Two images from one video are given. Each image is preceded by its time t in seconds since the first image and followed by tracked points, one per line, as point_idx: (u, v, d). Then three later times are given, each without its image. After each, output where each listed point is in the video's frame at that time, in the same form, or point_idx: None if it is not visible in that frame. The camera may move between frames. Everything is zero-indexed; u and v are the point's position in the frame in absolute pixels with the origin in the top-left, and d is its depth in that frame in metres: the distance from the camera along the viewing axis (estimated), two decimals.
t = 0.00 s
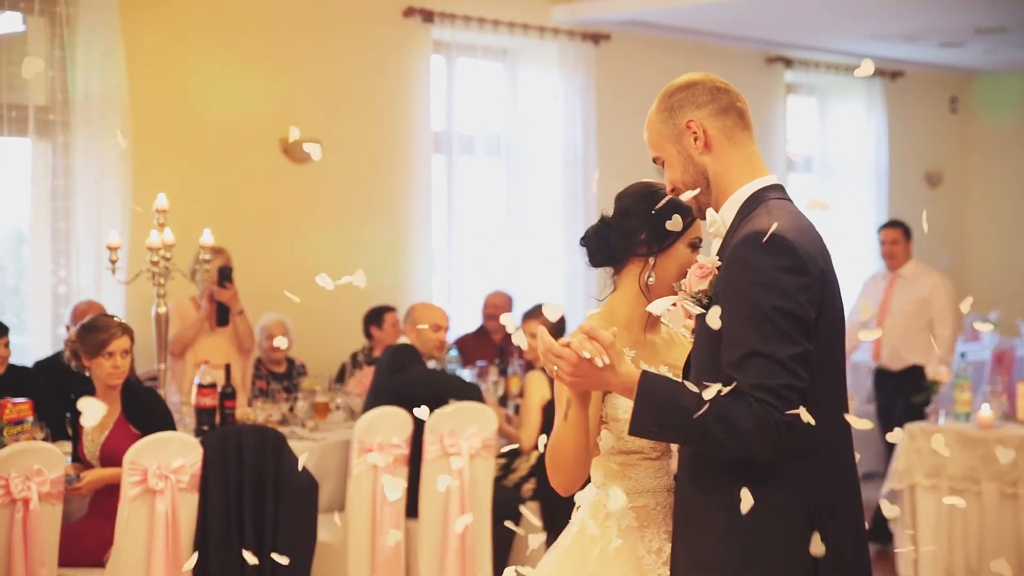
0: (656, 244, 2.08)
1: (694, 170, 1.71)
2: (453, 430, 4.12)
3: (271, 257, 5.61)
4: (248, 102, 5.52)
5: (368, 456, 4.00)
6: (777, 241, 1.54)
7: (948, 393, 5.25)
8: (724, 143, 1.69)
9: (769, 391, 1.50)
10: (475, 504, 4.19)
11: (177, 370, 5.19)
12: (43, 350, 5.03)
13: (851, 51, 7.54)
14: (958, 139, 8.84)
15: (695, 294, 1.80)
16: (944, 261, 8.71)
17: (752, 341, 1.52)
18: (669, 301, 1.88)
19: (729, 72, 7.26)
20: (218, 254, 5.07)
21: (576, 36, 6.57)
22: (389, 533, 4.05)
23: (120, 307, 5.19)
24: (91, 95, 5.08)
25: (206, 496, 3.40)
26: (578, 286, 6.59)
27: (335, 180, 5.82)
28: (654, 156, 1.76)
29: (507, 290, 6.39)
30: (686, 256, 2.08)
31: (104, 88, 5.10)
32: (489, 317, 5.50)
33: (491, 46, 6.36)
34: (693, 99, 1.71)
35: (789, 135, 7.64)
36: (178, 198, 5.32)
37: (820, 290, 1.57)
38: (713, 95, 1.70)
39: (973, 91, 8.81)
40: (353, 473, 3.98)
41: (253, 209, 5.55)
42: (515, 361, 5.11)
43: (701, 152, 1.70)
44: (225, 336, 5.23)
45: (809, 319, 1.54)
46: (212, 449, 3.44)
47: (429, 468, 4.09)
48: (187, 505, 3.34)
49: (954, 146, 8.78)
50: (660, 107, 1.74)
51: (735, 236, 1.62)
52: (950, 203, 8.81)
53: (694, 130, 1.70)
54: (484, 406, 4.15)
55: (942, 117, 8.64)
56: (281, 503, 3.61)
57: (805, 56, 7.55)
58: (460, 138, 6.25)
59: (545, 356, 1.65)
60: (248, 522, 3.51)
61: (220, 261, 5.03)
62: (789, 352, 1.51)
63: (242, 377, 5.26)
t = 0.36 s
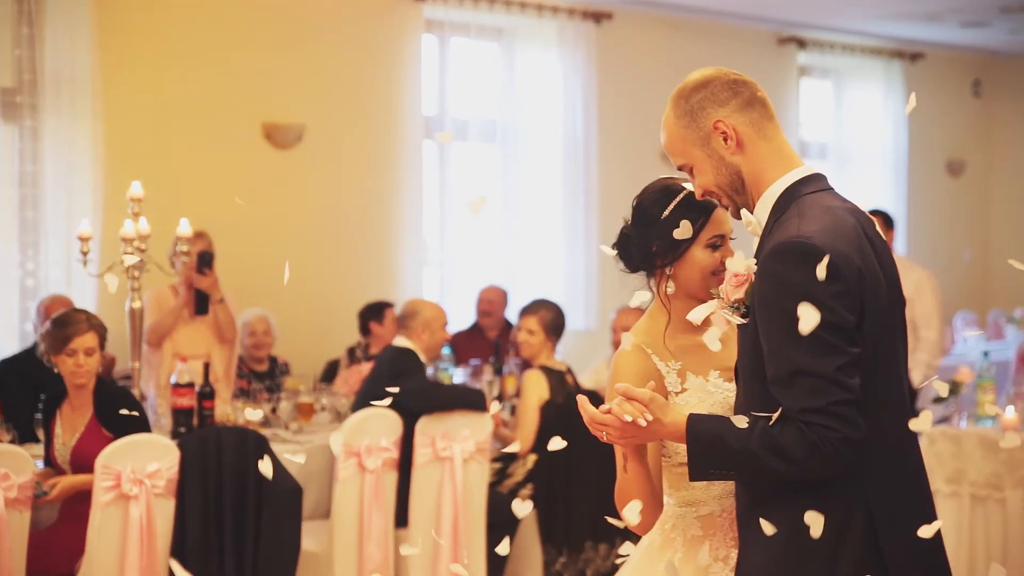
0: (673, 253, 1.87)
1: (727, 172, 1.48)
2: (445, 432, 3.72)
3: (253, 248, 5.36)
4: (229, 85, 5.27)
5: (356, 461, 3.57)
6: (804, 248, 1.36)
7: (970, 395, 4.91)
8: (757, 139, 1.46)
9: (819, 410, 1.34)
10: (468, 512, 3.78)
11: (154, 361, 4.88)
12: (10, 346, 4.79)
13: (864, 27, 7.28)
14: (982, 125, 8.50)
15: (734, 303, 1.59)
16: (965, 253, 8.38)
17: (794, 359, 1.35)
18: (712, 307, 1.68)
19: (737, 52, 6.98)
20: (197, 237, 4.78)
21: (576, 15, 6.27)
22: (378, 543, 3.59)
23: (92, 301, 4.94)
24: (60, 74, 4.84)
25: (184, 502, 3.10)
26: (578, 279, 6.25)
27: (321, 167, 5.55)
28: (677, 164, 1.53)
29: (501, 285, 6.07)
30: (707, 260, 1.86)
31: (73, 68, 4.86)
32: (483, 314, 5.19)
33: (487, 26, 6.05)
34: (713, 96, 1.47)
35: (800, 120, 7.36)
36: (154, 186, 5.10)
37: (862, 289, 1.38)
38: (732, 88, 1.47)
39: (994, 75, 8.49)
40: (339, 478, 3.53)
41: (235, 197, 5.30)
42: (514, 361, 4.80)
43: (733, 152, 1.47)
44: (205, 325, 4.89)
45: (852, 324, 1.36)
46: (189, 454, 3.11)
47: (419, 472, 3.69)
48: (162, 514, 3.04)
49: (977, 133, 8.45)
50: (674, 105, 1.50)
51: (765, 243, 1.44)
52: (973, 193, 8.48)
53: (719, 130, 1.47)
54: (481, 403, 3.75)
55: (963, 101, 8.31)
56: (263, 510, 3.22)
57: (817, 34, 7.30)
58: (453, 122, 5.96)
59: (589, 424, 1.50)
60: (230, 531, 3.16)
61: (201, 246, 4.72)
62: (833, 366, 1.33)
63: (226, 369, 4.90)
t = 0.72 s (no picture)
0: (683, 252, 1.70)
1: (727, 172, 1.33)
2: (438, 432, 3.54)
3: (239, 241, 5.23)
4: (214, 73, 5.15)
5: (345, 462, 3.37)
6: (775, 253, 1.23)
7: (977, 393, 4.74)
8: (762, 141, 1.31)
9: (783, 423, 1.20)
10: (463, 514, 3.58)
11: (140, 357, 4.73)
12: None
13: (865, 13, 7.14)
14: (989, 113, 8.35)
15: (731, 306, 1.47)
16: (972, 245, 8.23)
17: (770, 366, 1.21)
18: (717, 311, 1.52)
19: (736, 40, 6.85)
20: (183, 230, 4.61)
21: (573, 3, 6.12)
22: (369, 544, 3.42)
23: (73, 297, 4.82)
24: (38, 62, 4.71)
25: (169, 505, 2.91)
26: (575, 275, 6.11)
27: (310, 158, 5.41)
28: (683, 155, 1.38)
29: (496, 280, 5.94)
30: (712, 256, 1.66)
31: (52, 56, 4.73)
32: (476, 311, 5.06)
33: (480, 13, 5.89)
34: (720, 89, 1.32)
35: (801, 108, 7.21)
36: (136, 176, 4.97)
37: (847, 298, 1.23)
38: (742, 84, 1.32)
39: (1001, 64, 8.35)
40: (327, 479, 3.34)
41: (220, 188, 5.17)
42: (509, 358, 4.65)
43: (735, 151, 1.32)
44: (192, 318, 4.70)
45: (829, 334, 1.22)
46: (176, 455, 2.92)
47: (412, 473, 3.50)
48: (146, 516, 2.87)
49: (983, 121, 8.30)
50: (683, 97, 1.35)
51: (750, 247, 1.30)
52: (980, 183, 8.32)
53: (722, 127, 1.31)
54: (475, 404, 3.56)
55: (970, 90, 8.17)
56: (251, 515, 3.03)
57: (818, 22, 7.17)
58: (446, 113, 5.82)
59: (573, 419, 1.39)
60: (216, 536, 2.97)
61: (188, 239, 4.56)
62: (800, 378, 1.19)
63: (215, 365, 4.71)
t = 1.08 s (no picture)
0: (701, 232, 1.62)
1: (702, 153, 1.32)
2: (433, 427, 3.53)
3: (235, 238, 5.23)
4: (208, 71, 5.15)
5: (340, 458, 3.37)
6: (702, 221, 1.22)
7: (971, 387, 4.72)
8: (740, 130, 1.30)
9: (667, 384, 1.18)
10: (458, 511, 3.58)
11: (136, 353, 4.69)
12: None
13: (861, 11, 7.15)
14: (985, 110, 8.35)
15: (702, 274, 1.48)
16: (967, 242, 8.23)
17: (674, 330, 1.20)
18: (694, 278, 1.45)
19: (731, 38, 6.86)
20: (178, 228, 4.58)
21: None
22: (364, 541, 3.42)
23: (69, 295, 4.82)
24: (34, 61, 4.71)
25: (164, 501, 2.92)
26: (571, 272, 6.12)
27: (305, 155, 5.41)
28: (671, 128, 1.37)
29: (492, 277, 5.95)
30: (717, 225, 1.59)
31: (47, 55, 4.73)
32: (473, 308, 5.06)
33: (475, 10, 5.90)
34: (708, 70, 1.29)
35: (797, 106, 7.21)
36: (132, 174, 4.97)
37: (771, 283, 1.22)
38: (732, 69, 1.29)
39: (998, 61, 8.35)
40: (323, 475, 3.34)
41: (214, 185, 5.17)
42: (504, 354, 4.65)
43: (712, 134, 1.31)
44: (187, 315, 4.68)
45: (745, 313, 1.20)
46: (170, 452, 2.93)
47: (407, 469, 3.49)
48: (141, 512, 2.88)
49: (979, 118, 8.30)
50: (678, 72, 1.33)
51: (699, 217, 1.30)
52: (976, 180, 8.33)
53: (703, 109, 1.30)
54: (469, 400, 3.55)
55: (967, 87, 8.18)
56: (246, 511, 3.01)
57: (814, 19, 7.18)
58: (441, 110, 5.83)
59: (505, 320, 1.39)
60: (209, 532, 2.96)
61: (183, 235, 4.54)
62: (696, 343, 1.18)
63: (212, 361, 4.73)
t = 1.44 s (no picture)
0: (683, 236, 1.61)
1: (644, 144, 1.47)
2: (420, 422, 3.53)
3: (221, 232, 5.23)
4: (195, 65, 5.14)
5: (327, 453, 3.37)
6: (601, 195, 1.37)
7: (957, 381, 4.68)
8: (676, 126, 1.43)
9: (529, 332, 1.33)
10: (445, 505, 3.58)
11: (123, 348, 4.66)
12: None
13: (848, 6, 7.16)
14: (970, 103, 8.36)
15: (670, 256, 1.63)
16: (951, 235, 8.25)
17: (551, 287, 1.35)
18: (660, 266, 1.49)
19: (717, 32, 6.87)
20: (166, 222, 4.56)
21: None
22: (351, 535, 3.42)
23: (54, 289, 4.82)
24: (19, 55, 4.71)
25: (150, 496, 2.91)
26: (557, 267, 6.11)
27: (290, 150, 5.40)
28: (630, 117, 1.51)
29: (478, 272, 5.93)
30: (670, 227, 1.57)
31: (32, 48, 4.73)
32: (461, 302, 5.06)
33: (461, 4, 5.90)
34: (654, 69, 1.42)
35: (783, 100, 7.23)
36: (117, 168, 4.97)
37: (656, 263, 1.35)
38: (677, 71, 1.42)
39: (984, 55, 8.36)
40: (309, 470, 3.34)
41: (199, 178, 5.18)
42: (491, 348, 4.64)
43: (651, 128, 1.45)
44: (173, 309, 4.65)
45: (622, 282, 1.34)
46: (156, 445, 2.92)
47: (394, 464, 3.49)
48: (128, 507, 2.87)
49: (964, 111, 8.31)
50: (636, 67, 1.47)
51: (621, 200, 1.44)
52: (961, 174, 8.34)
53: (647, 103, 1.43)
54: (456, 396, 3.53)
55: (952, 81, 8.19)
56: (232, 507, 3.02)
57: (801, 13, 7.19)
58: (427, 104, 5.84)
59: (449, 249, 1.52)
60: (196, 528, 2.95)
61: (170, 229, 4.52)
62: (563, 299, 1.33)
63: (197, 356, 4.70)
